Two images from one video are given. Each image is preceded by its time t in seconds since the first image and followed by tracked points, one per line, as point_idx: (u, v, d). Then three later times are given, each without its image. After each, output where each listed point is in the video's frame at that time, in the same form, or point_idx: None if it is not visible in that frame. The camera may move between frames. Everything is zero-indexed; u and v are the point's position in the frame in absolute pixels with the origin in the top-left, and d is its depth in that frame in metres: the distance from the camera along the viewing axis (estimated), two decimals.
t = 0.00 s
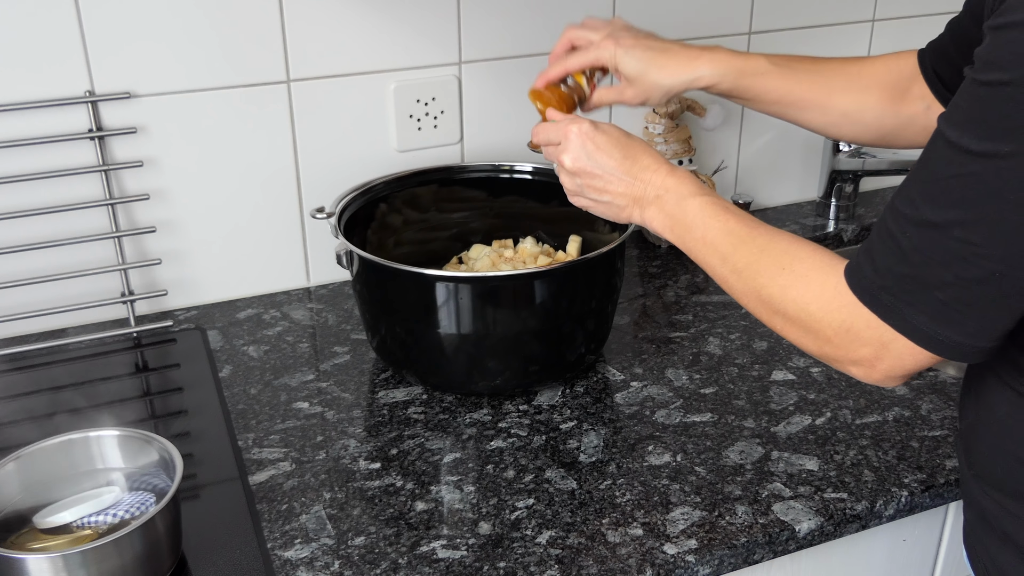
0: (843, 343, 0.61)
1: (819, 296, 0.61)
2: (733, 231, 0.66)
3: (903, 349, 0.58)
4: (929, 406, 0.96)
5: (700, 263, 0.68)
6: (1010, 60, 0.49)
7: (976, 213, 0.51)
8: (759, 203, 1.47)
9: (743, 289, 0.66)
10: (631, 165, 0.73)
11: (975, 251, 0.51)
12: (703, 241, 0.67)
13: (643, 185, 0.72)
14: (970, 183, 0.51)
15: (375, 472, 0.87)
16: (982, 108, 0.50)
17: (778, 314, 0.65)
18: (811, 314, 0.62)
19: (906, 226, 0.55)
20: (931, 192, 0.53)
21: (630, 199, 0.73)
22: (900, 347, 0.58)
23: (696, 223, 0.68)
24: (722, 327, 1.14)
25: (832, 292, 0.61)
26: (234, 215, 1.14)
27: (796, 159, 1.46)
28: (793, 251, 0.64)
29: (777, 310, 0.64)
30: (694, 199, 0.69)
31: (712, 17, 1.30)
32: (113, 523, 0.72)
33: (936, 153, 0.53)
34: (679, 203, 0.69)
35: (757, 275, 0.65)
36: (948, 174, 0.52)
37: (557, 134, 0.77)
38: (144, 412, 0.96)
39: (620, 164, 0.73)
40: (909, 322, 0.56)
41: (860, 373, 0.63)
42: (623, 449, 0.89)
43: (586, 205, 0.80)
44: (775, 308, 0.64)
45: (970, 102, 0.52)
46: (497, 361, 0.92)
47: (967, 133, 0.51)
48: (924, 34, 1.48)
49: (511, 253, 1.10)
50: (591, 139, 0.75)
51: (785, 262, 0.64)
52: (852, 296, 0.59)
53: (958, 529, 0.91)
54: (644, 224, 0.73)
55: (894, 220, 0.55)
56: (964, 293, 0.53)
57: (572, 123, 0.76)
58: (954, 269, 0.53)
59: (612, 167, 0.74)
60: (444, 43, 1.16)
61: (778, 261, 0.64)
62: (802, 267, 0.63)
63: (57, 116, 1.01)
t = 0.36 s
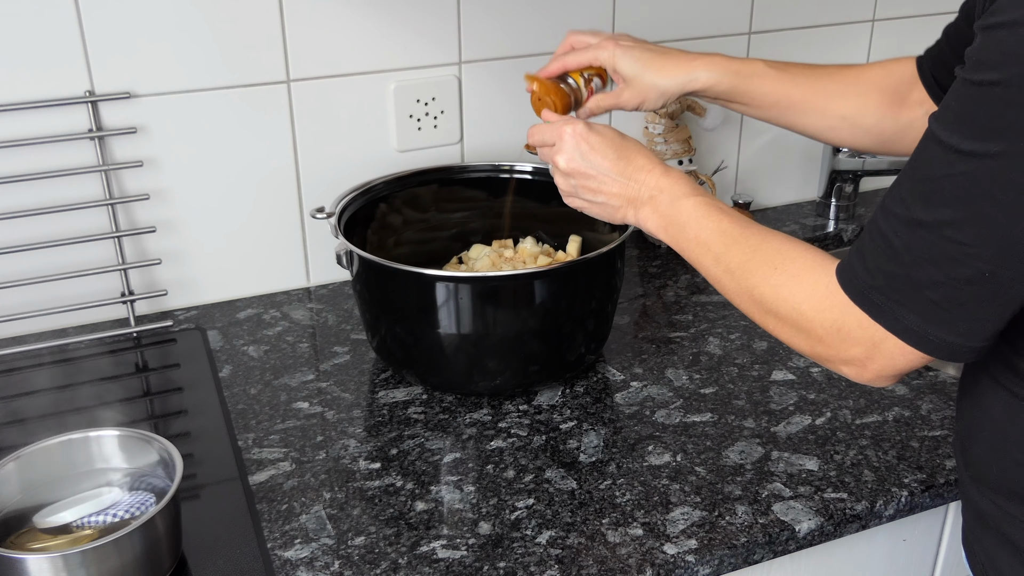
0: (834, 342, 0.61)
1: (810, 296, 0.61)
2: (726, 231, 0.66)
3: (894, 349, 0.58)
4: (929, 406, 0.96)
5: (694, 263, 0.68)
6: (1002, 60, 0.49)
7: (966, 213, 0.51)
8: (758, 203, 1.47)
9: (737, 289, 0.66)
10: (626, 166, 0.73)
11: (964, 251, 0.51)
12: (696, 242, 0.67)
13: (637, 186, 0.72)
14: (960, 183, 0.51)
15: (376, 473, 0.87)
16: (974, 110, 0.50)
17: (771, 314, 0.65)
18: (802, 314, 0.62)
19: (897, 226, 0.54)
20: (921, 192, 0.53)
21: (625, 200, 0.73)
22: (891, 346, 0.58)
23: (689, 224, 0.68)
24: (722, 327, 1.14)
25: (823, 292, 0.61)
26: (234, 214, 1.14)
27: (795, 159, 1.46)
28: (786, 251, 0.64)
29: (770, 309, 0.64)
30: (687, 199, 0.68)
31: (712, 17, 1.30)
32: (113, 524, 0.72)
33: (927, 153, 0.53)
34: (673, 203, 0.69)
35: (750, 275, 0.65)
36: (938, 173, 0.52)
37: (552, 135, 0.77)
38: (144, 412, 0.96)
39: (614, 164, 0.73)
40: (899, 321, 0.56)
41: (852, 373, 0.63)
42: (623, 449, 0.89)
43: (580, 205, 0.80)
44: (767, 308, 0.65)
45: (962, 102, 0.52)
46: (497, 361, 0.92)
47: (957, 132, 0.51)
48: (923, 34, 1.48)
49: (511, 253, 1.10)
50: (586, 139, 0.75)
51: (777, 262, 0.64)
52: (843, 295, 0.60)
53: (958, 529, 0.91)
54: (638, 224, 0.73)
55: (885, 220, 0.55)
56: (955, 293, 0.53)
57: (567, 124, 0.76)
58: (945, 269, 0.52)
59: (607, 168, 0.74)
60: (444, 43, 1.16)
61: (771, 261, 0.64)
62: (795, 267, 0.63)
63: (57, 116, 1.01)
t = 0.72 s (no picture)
0: (854, 353, 0.60)
1: (828, 308, 0.60)
2: (736, 243, 0.65)
3: (918, 359, 0.57)
4: (929, 406, 0.96)
5: (703, 276, 0.67)
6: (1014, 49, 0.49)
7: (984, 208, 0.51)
8: (759, 203, 1.47)
9: (749, 301, 0.65)
10: (627, 176, 0.70)
11: (985, 248, 0.51)
12: (705, 254, 0.66)
13: (641, 196, 0.70)
14: (976, 177, 0.51)
15: (376, 473, 0.87)
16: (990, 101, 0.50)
17: (787, 326, 0.64)
18: (819, 325, 0.61)
19: (912, 228, 0.54)
20: (936, 190, 0.53)
21: (627, 211, 0.70)
22: (916, 356, 0.57)
23: (698, 236, 0.66)
24: (722, 327, 1.14)
25: (842, 303, 0.60)
26: (234, 215, 1.14)
27: (795, 159, 1.46)
28: (799, 261, 0.63)
29: (785, 321, 0.63)
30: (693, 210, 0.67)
31: (712, 17, 1.30)
32: (113, 524, 0.72)
33: (940, 149, 0.53)
34: (678, 214, 0.68)
35: (764, 286, 0.64)
36: (953, 170, 0.52)
37: (549, 145, 0.73)
38: (144, 412, 0.96)
39: (614, 174, 0.70)
40: (921, 327, 0.55)
41: (873, 386, 0.62)
42: (623, 449, 0.89)
43: (575, 219, 0.75)
44: (784, 320, 0.63)
45: (971, 95, 0.52)
46: (497, 362, 0.92)
47: (970, 127, 0.51)
48: (923, 34, 1.48)
49: (512, 253, 1.10)
50: (584, 147, 0.71)
51: (790, 272, 0.63)
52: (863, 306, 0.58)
53: (958, 529, 0.91)
54: (642, 237, 0.71)
55: (899, 222, 0.55)
56: (976, 293, 0.52)
57: (565, 132, 0.72)
58: (966, 268, 0.52)
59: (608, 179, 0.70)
60: (444, 43, 1.16)
61: (784, 271, 0.63)
62: (809, 278, 0.62)
63: (57, 116, 1.01)
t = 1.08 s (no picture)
0: (744, 264, 0.58)
1: (723, 221, 0.58)
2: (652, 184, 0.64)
3: (808, 272, 0.55)
4: (929, 406, 0.96)
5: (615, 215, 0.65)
6: None
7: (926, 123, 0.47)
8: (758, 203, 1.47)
9: (652, 224, 0.62)
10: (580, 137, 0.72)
11: (909, 161, 0.48)
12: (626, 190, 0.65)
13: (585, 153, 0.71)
14: (919, 92, 0.47)
15: (375, 473, 0.87)
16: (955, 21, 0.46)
17: (684, 247, 0.61)
18: (715, 239, 0.59)
19: (844, 139, 0.51)
20: (877, 102, 0.49)
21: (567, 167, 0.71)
22: (805, 269, 0.55)
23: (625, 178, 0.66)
24: (722, 327, 1.14)
25: (742, 218, 0.57)
26: (234, 215, 1.14)
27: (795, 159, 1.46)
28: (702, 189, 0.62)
29: (682, 241, 0.61)
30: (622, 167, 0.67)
31: (712, 17, 1.30)
32: (113, 524, 0.72)
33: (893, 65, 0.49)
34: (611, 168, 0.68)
35: (670, 209, 0.62)
36: (898, 84, 0.48)
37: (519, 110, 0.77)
38: (144, 412, 0.96)
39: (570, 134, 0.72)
40: (830, 243, 0.53)
41: (757, 306, 0.59)
42: (623, 449, 0.89)
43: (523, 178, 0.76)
44: (684, 243, 0.61)
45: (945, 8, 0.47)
46: (497, 361, 0.92)
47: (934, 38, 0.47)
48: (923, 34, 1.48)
49: (512, 253, 1.10)
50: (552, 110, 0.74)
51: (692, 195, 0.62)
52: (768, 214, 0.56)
53: (958, 529, 0.91)
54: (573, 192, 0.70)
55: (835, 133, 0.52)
56: (890, 207, 0.50)
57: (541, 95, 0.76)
58: (886, 180, 0.49)
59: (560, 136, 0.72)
60: (444, 43, 1.16)
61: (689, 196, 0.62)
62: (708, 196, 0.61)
63: (57, 116, 1.01)
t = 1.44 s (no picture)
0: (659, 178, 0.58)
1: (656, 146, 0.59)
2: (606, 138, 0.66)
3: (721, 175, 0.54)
4: (929, 406, 0.96)
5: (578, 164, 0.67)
6: None
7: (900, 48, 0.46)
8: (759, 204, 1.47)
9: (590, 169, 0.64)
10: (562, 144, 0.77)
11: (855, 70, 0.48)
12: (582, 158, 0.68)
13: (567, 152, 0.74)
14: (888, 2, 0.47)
15: (376, 473, 0.87)
16: None
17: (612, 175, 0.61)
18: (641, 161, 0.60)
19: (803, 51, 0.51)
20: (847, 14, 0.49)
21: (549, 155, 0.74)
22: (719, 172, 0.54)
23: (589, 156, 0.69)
24: (722, 327, 1.14)
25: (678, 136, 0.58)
26: (234, 215, 1.14)
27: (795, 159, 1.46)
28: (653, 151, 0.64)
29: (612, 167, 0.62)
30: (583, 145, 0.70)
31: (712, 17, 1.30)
32: (113, 524, 0.72)
33: None
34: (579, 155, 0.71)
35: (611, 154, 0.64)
36: None
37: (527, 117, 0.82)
38: (144, 412, 0.96)
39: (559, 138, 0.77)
40: (747, 148, 0.53)
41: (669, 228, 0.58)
42: (623, 449, 0.89)
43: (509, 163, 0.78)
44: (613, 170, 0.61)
45: None
46: (497, 361, 0.92)
47: None
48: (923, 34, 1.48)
49: (512, 253, 1.10)
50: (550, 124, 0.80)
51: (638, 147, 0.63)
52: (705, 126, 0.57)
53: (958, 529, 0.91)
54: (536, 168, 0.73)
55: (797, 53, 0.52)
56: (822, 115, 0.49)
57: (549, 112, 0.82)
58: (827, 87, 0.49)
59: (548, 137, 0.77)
60: (444, 43, 1.16)
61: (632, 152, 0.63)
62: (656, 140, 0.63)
63: (57, 116, 1.01)
